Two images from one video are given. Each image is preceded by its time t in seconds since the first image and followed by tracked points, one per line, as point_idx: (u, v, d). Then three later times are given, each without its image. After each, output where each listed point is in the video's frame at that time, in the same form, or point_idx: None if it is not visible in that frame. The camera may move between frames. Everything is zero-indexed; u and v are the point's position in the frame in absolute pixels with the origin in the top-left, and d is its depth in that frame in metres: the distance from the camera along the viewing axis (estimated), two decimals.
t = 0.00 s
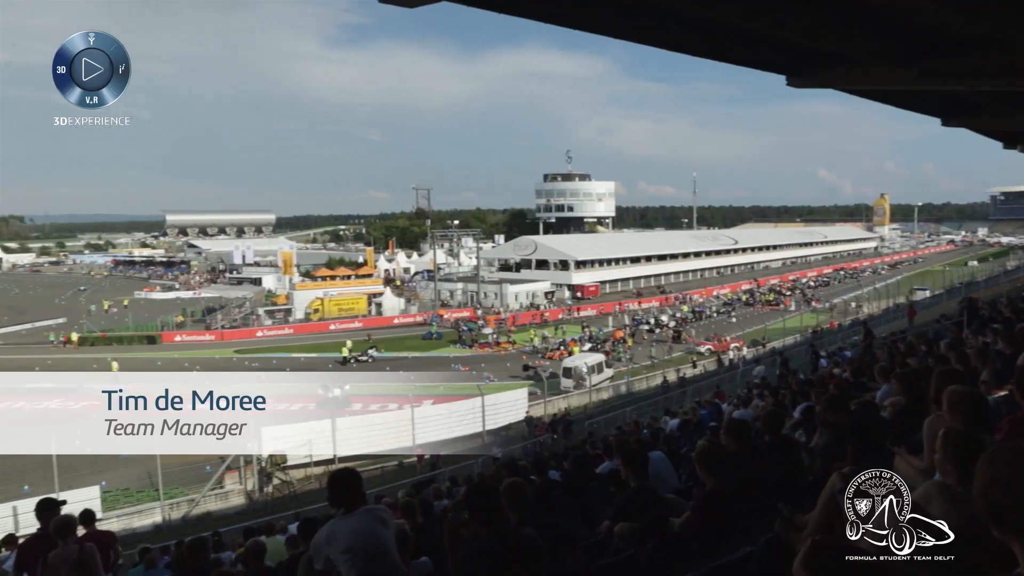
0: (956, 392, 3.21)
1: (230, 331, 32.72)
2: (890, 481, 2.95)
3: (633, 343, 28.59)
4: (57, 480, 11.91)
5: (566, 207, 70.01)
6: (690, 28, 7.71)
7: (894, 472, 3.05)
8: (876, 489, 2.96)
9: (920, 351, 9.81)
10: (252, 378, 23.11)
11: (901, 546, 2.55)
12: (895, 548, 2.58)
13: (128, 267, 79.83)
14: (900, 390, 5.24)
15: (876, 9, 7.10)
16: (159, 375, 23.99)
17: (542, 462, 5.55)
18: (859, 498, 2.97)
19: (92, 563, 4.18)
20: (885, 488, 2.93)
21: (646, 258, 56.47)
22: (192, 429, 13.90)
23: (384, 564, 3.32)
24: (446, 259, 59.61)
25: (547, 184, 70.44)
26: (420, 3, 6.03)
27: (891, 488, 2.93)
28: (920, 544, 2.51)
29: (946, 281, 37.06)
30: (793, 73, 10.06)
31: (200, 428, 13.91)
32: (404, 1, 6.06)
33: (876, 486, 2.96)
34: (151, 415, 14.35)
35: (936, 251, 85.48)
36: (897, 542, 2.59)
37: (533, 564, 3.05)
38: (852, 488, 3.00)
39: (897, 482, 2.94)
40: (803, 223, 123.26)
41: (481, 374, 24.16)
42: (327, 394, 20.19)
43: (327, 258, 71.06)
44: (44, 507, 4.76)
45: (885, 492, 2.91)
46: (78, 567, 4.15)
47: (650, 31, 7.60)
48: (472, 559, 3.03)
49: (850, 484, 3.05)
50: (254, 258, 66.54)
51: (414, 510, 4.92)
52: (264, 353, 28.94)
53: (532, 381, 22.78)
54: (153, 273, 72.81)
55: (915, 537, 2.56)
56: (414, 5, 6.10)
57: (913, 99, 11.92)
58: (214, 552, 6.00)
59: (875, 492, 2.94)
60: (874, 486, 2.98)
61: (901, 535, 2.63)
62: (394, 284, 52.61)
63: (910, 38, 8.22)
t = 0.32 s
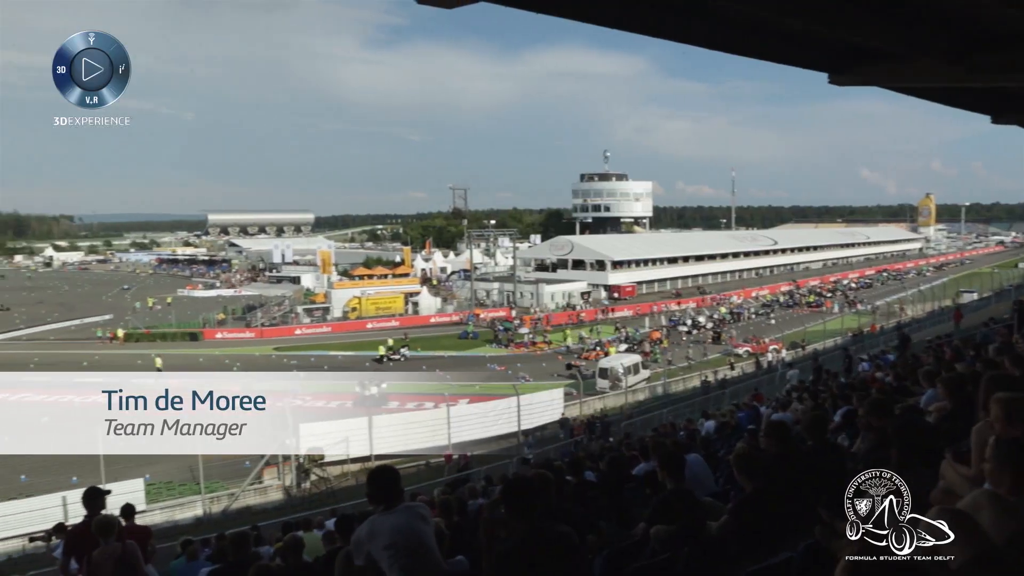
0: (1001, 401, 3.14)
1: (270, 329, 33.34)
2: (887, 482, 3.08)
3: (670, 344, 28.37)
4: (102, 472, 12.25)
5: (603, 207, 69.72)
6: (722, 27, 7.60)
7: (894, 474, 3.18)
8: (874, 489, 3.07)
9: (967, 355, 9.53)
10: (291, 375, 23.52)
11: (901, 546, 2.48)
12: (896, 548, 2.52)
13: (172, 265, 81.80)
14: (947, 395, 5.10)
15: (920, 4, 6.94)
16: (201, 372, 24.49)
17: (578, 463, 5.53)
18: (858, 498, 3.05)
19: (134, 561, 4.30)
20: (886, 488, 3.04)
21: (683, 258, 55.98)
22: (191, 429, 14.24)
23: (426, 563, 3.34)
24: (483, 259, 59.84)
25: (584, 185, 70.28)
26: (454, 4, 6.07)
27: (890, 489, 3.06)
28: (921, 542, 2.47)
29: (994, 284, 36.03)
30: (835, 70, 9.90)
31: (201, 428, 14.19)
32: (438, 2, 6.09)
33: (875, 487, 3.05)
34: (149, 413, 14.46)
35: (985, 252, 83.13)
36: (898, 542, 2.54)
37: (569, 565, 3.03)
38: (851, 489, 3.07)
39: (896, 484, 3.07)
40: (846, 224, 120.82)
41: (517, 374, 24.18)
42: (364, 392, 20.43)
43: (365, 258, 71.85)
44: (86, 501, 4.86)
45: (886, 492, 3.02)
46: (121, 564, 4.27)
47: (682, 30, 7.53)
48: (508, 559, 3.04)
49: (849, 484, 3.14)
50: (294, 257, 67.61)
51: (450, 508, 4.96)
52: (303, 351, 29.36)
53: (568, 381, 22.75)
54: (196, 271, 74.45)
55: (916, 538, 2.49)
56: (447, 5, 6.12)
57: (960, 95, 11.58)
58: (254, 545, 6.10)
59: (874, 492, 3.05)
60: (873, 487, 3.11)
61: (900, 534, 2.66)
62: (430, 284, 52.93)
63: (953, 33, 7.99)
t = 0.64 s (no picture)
0: None
1: (309, 327, 33.81)
2: (888, 483, 3.38)
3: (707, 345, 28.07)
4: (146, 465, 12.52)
5: (639, 207, 69.20)
6: (761, 25, 7.47)
7: (894, 475, 3.49)
8: (875, 488, 3.40)
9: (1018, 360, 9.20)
10: (329, 373, 23.85)
11: (902, 546, 2.84)
12: (896, 549, 2.87)
13: (214, 264, 83.42)
14: (998, 400, 4.91)
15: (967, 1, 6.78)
16: (241, 369, 24.91)
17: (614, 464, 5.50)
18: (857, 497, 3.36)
19: (175, 549, 4.37)
20: (886, 490, 3.34)
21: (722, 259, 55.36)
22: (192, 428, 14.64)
23: (464, 560, 3.34)
24: (519, 259, 59.90)
25: (621, 184, 69.90)
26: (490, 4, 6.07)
27: (889, 489, 3.36)
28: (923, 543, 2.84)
29: None
30: (879, 67, 9.72)
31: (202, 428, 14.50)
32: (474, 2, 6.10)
33: (876, 487, 3.37)
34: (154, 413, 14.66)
35: None
36: (898, 543, 2.89)
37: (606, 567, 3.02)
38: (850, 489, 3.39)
39: (896, 484, 3.39)
40: (890, 224, 118.04)
41: (552, 374, 24.15)
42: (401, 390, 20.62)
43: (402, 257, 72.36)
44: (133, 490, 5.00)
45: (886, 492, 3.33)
46: (165, 551, 4.35)
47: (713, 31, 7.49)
48: (544, 548, 3.11)
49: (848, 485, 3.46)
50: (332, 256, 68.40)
51: (485, 506, 4.97)
52: (340, 349, 29.68)
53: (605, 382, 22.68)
54: (237, 270, 75.78)
55: (917, 537, 2.88)
56: (483, 5, 6.13)
57: (1012, 91, 11.23)
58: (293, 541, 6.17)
59: (874, 492, 3.37)
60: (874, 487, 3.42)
61: (899, 534, 2.95)
62: (466, 283, 53.07)
63: (999, 28, 7.77)
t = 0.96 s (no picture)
0: None
1: (345, 325, 34.14)
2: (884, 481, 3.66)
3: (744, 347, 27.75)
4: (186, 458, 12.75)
5: (676, 207, 68.57)
6: (794, 24, 7.37)
7: (892, 473, 3.81)
8: (874, 489, 3.66)
9: None
10: (367, 372, 24.15)
11: (902, 547, 3.43)
12: (896, 548, 3.45)
13: (253, 263, 84.58)
14: None
15: None
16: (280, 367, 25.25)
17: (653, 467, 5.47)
18: (858, 497, 3.60)
19: (218, 546, 4.46)
20: (885, 488, 3.65)
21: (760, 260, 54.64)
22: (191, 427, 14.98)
23: (501, 558, 3.35)
24: (555, 259, 59.77)
25: (658, 184, 69.31)
26: (528, 4, 6.06)
27: (889, 488, 3.67)
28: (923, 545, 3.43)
29: None
30: (925, 64, 9.50)
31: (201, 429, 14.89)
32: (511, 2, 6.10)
33: (876, 488, 3.64)
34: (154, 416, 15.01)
35: None
36: (897, 541, 3.46)
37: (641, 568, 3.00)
38: (850, 488, 3.60)
39: (894, 484, 3.68)
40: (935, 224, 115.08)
41: (588, 374, 24.05)
42: (436, 388, 20.71)
43: (438, 257, 72.70)
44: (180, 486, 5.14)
45: (886, 494, 3.63)
46: (207, 548, 4.43)
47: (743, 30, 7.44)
48: (579, 550, 3.13)
49: (845, 483, 3.67)
50: (369, 255, 68.92)
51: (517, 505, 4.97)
52: (376, 348, 29.92)
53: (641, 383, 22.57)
54: (275, 269, 76.72)
55: (916, 536, 3.46)
56: (521, 5, 6.12)
57: None
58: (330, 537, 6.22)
59: (874, 493, 3.64)
60: (872, 487, 3.67)
61: (899, 533, 3.51)
62: (501, 283, 53.12)
63: None
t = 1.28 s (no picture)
0: None
1: (384, 324, 34.45)
2: (886, 480, 3.70)
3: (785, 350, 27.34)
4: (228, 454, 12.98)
5: (716, 207, 67.78)
6: (836, 15, 7.15)
7: (892, 472, 3.79)
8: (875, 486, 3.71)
9: None
10: (405, 370, 24.36)
11: (903, 547, 3.50)
12: (897, 548, 3.52)
13: (294, 262, 85.80)
14: None
15: None
16: (319, 365, 25.58)
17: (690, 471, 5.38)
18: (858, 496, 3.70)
19: (266, 542, 4.69)
20: (885, 488, 3.66)
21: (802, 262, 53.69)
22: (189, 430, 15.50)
23: (539, 558, 3.36)
24: (593, 259, 59.55)
25: (697, 184, 68.58)
26: (568, 3, 6.03)
27: (889, 488, 3.67)
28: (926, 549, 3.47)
29: None
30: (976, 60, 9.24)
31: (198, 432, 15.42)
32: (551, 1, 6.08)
33: (877, 487, 3.67)
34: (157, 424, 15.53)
35: None
36: (897, 542, 3.53)
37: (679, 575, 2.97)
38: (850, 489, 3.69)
39: (895, 482, 3.69)
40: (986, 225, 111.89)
41: (626, 375, 23.87)
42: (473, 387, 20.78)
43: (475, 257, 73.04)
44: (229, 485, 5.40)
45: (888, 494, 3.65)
46: (256, 544, 4.67)
47: (781, 23, 7.21)
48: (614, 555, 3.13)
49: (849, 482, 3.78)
50: (408, 255, 69.41)
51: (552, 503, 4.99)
52: (414, 346, 30.17)
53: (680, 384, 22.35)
54: (316, 268, 77.73)
55: (918, 537, 3.51)
56: (561, 4, 6.09)
57: None
58: (368, 534, 6.32)
59: (874, 491, 3.69)
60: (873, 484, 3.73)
61: (900, 533, 3.55)
62: (540, 283, 53.20)
63: None
